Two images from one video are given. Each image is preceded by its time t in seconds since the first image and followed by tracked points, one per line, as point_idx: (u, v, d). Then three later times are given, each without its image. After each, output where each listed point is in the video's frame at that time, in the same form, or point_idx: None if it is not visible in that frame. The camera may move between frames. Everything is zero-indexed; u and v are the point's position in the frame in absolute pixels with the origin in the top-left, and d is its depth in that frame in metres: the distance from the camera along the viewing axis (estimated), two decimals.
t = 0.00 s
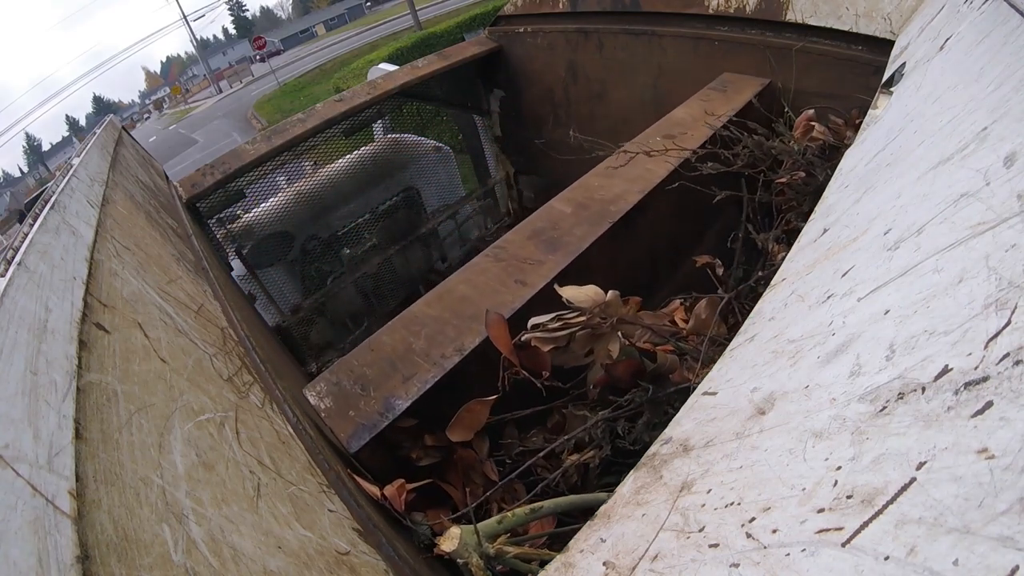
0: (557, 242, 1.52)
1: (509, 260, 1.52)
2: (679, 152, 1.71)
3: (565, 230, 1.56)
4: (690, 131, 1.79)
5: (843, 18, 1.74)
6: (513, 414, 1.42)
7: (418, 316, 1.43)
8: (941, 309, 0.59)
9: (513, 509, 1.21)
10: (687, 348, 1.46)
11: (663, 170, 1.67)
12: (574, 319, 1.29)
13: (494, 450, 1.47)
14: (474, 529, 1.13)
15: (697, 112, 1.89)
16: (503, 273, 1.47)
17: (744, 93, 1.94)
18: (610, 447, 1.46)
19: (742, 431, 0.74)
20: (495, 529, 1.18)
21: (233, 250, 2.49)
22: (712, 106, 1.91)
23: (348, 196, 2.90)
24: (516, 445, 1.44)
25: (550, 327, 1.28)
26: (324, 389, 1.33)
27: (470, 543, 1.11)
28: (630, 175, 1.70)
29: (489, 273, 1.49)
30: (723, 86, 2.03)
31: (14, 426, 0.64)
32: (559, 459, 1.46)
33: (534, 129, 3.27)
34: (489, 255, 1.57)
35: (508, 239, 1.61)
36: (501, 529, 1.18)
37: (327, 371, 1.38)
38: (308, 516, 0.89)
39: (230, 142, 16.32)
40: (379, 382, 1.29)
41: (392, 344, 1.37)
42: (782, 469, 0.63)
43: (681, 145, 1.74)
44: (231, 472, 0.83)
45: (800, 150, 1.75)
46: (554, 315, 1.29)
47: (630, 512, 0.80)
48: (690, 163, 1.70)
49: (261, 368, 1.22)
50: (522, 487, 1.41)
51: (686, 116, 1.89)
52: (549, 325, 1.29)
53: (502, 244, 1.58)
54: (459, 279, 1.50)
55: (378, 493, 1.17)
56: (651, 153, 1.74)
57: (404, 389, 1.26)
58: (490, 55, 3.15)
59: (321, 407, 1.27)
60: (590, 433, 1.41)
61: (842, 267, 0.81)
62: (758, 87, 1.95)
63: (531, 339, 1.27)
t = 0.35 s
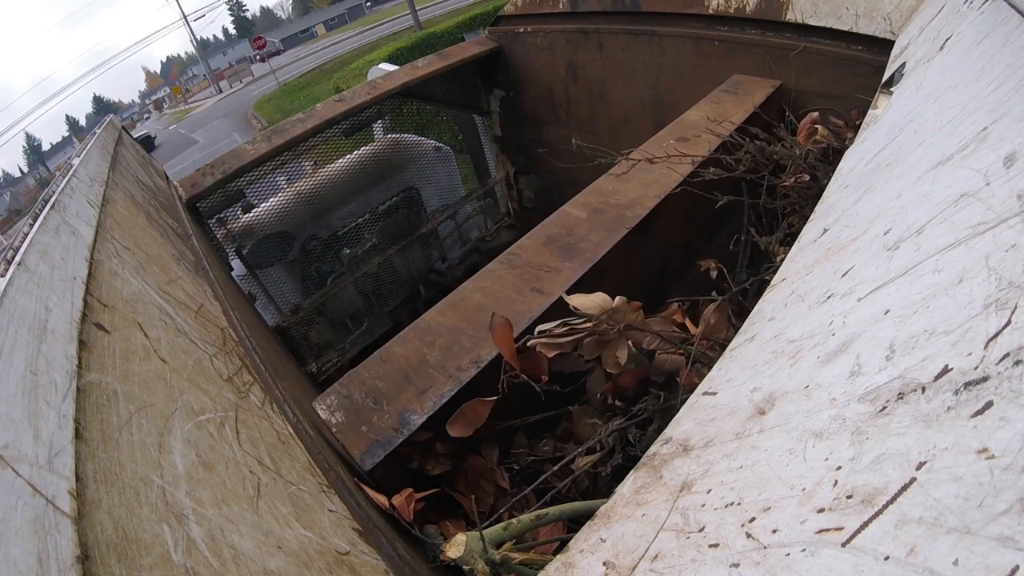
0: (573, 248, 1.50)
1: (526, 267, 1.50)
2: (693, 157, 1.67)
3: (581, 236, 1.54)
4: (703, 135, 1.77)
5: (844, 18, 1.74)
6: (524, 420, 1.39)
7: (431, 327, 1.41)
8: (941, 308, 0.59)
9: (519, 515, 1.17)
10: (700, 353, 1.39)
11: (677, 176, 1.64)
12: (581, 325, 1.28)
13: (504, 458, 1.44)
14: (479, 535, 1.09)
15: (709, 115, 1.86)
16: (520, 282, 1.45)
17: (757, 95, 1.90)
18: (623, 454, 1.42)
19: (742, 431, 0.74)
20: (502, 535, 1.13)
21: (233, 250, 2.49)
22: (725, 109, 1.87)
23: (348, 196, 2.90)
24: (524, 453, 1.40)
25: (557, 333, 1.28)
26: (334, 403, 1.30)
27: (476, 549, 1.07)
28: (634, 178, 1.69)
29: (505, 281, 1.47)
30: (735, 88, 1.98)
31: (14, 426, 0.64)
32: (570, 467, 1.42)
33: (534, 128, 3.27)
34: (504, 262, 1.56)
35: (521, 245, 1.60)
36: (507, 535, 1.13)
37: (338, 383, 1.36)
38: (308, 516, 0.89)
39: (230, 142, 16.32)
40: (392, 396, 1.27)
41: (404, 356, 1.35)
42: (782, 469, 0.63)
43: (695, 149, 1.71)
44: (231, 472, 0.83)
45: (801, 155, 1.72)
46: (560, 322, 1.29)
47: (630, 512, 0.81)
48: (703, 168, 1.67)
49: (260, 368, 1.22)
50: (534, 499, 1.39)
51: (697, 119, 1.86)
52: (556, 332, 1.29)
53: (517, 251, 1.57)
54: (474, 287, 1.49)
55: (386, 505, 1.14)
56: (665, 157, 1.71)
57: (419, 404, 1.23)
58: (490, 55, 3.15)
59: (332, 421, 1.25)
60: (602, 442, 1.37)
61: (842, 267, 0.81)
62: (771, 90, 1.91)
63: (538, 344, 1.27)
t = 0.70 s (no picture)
0: (590, 255, 1.46)
1: (542, 274, 1.46)
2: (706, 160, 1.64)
3: (597, 242, 1.50)
4: (716, 137, 1.74)
5: (844, 18, 1.74)
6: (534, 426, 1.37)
7: (445, 337, 1.37)
8: (941, 308, 0.59)
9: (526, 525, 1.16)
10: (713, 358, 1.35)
11: (693, 179, 1.61)
12: (594, 330, 1.27)
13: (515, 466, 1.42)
14: (487, 544, 1.08)
15: (720, 117, 1.84)
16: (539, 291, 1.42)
17: (768, 98, 1.87)
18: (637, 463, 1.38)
19: (742, 432, 0.74)
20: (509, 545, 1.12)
21: (233, 250, 2.50)
22: (736, 112, 1.85)
23: (348, 196, 2.90)
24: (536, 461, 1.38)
25: (569, 338, 1.26)
26: (346, 418, 1.27)
27: (483, 559, 1.07)
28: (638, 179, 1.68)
29: (521, 289, 1.44)
30: (745, 90, 1.96)
31: (14, 426, 0.64)
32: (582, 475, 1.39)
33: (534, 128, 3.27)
34: (518, 269, 1.52)
35: (536, 251, 1.56)
36: (514, 545, 1.12)
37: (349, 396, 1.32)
38: (308, 516, 0.88)
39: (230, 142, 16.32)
40: (406, 411, 1.23)
41: (417, 368, 1.31)
42: (782, 469, 0.63)
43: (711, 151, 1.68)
44: (231, 472, 0.83)
45: (807, 157, 1.68)
46: (573, 326, 1.28)
47: (630, 512, 0.81)
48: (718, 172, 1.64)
49: (260, 368, 1.22)
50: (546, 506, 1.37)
51: (710, 121, 1.84)
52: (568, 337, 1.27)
53: (532, 257, 1.53)
54: (489, 296, 1.45)
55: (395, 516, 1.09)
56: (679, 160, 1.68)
57: (435, 420, 1.19)
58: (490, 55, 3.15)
59: (345, 438, 1.21)
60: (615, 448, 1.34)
61: (842, 267, 0.81)
62: (781, 92, 1.89)
63: (550, 350, 1.25)
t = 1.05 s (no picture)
0: (608, 263, 1.41)
1: (558, 283, 1.41)
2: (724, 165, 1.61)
3: (614, 249, 1.45)
4: (731, 140, 1.71)
5: (843, 18, 1.75)
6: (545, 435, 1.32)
7: (460, 348, 1.31)
8: (941, 308, 0.59)
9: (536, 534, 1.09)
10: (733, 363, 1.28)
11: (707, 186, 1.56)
12: (609, 337, 1.23)
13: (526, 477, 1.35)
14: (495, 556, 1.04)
15: (734, 120, 1.81)
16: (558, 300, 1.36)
17: (780, 102, 1.85)
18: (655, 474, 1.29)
19: (742, 431, 0.74)
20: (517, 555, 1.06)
21: (233, 250, 2.50)
22: (749, 114, 1.82)
23: (348, 196, 2.90)
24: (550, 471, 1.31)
25: (584, 345, 1.22)
26: (359, 433, 1.21)
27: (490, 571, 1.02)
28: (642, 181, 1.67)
29: (538, 298, 1.38)
30: (757, 92, 1.94)
31: (14, 426, 0.64)
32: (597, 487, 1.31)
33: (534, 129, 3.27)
34: (533, 276, 1.47)
35: (551, 257, 1.51)
36: (523, 556, 1.06)
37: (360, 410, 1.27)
38: (308, 516, 0.88)
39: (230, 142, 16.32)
40: (422, 426, 1.17)
41: (433, 381, 1.25)
42: (782, 469, 0.63)
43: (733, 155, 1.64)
44: (231, 472, 0.83)
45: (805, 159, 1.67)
46: (588, 333, 1.24)
47: (630, 512, 0.81)
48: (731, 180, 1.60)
49: (260, 368, 1.22)
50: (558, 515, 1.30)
51: (724, 123, 1.81)
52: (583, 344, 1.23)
53: (547, 263, 1.49)
54: (504, 305, 1.40)
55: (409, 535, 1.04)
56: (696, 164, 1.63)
57: (452, 436, 1.14)
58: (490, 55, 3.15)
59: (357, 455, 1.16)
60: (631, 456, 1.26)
61: (842, 267, 0.81)
62: (794, 95, 1.86)
63: (565, 358, 1.20)
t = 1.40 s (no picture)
0: (627, 270, 1.39)
1: (576, 291, 1.39)
2: (736, 169, 1.60)
3: (631, 256, 1.43)
4: (741, 144, 1.70)
5: (843, 18, 1.75)
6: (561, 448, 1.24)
7: (475, 360, 1.29)
8: (940, 308, 0.59)
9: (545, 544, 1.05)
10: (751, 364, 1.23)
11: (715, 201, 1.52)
12: (624, 344, 1.22)
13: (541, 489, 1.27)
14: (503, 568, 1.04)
15: (745, 124, 1.80)
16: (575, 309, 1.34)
17: (790, 104, 1.83)
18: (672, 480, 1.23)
19: (742, 431, 0.74)
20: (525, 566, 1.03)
21: (233, 250, 2.50)
22: (759, 117, 1.81)
23: (348, 196, 2.90)
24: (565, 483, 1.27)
25: (599, 353, 1.20)
26: (372, 448, 1.20)
27: None
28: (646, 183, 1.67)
29: (553, 307, 1.37)
30: (768, 94, 1.92)
31: (14, 426, 0.64)
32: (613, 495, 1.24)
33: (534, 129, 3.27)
34: (548, 283, 1.45)
35: (567, 264, 1.49)
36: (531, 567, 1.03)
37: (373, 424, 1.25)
38: (308, 516, 0.88)
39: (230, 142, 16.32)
40: (439, 442, 1.16)
41: (448, 395, 1.24)
42: (782, 469, 0.63)
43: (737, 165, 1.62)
44: (231, 472, 0.83)
45: (804, 164, 1.62)
46: (603, 341, 1.22)
47: (630, 512, 0.81)
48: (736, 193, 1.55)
49: (260, 368, 1.22)
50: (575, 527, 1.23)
51: (734, 127, 1.80)
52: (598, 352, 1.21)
53: (563, 271, 1.46)
54: (519, 314, 1.38)
55: (422, 552, 1.03)
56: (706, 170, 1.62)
57: (470, 453, 1.12)
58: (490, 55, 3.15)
59: (371, 472, 1.14)
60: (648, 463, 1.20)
61: (842, 267, 0.81)
62: (805, 97, 1.84)
63: (581, 367, 1.18)
